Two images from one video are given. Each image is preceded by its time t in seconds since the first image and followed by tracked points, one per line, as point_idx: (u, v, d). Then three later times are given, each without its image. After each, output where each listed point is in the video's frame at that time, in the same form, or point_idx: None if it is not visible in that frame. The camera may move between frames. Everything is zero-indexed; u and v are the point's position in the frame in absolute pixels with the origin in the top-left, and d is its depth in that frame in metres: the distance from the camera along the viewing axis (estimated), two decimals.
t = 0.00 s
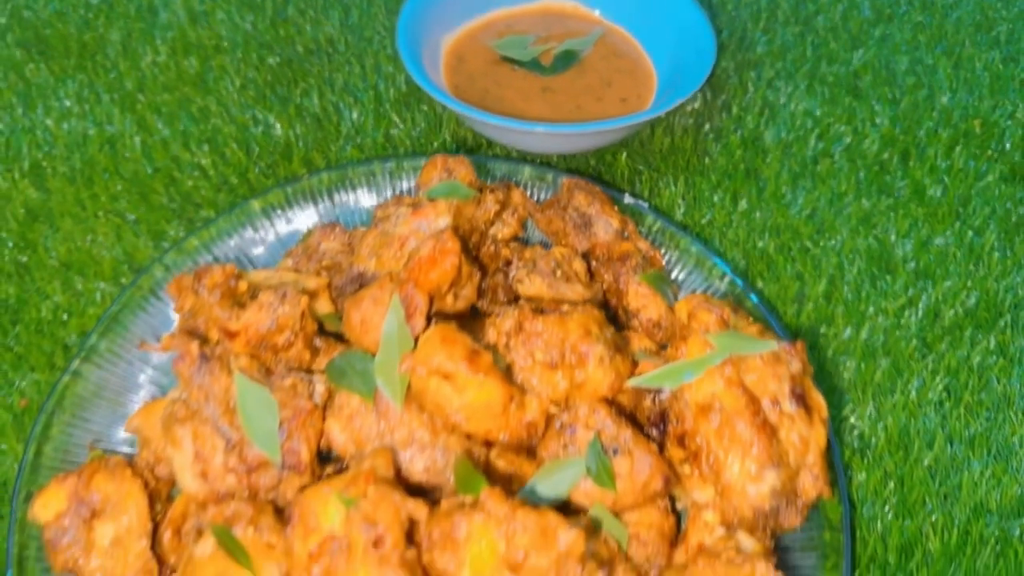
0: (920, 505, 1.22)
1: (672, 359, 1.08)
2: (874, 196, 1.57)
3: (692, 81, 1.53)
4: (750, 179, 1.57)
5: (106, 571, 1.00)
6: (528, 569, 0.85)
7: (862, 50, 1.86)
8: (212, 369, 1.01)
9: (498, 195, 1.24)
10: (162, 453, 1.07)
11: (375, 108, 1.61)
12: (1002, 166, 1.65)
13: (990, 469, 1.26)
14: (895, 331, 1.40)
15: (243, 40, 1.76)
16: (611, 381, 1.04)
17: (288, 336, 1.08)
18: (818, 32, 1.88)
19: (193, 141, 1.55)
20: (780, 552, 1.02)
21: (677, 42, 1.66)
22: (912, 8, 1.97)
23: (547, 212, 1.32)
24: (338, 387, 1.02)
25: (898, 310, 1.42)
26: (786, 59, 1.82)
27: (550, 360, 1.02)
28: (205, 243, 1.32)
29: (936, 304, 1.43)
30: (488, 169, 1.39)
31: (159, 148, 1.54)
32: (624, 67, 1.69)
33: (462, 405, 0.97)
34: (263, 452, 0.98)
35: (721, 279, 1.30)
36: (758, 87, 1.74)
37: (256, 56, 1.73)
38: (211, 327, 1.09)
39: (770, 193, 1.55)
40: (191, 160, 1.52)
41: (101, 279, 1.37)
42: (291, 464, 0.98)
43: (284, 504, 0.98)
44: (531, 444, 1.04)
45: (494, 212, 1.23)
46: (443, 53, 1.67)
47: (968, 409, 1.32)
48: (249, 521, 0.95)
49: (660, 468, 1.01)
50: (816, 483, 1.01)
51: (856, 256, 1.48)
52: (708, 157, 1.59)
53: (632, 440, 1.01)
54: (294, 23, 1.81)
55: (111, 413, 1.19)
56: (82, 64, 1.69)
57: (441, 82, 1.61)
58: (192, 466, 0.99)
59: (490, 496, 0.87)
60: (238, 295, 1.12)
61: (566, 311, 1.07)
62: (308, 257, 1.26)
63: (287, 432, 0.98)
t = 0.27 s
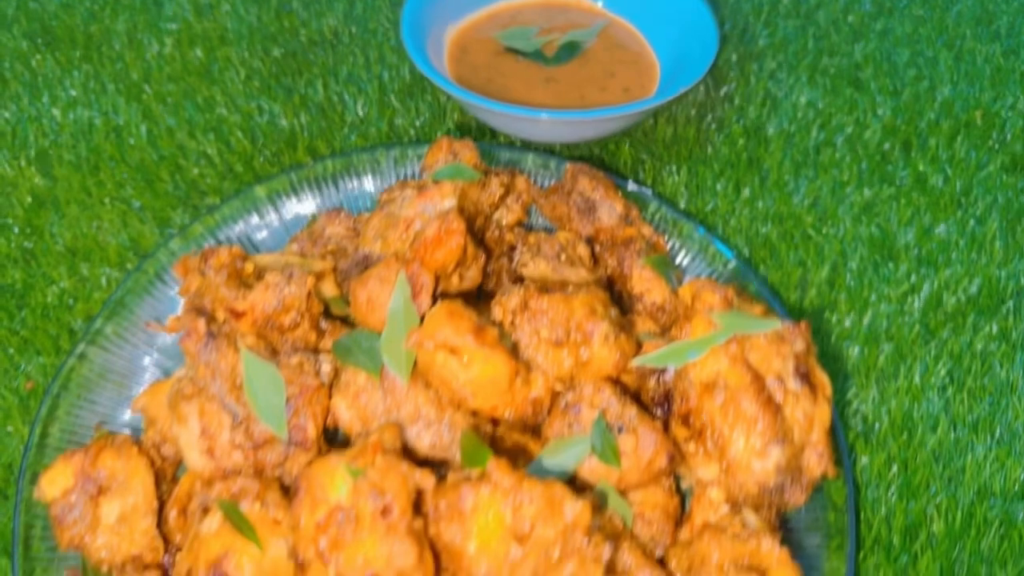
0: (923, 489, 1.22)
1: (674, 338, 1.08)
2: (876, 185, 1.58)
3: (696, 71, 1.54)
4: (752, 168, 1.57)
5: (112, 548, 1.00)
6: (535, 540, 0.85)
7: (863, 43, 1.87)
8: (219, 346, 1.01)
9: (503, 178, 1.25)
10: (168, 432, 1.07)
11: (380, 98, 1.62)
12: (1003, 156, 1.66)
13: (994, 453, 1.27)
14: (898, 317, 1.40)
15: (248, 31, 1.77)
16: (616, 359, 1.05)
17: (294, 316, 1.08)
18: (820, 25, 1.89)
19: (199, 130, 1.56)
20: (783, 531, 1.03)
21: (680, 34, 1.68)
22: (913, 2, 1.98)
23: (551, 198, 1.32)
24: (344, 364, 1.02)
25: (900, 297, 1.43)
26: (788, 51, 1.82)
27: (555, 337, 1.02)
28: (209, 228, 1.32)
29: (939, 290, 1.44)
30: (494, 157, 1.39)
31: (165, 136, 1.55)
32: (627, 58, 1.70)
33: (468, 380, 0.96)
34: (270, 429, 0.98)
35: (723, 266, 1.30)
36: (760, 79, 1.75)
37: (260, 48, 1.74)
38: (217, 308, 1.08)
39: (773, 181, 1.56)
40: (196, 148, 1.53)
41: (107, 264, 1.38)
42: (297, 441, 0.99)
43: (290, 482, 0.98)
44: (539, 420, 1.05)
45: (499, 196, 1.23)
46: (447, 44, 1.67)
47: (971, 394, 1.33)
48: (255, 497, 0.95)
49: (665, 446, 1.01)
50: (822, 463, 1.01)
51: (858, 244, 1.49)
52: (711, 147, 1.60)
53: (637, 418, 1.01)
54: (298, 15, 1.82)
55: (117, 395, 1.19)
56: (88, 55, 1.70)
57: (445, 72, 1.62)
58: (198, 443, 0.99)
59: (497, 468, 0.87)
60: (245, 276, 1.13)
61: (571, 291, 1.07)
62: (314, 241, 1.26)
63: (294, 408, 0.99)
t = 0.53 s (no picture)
0: (928, 468, 1.22)
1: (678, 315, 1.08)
2: (878, 171, 1.58)
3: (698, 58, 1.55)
4: (755, 153, 1.57)
5: (117, 523, 1.00)
6: (542, 507, 0.86)
7: (863, 32, 1.87)
8: (224, 320, 1.01)
9: (507, 158, 1.24)
10: (172, 409, 1.07)
11: (382, 86, 1.62)
12: (1004, 143, 1.66)
13: (998, 433, 1.27)
14: (900, 299, 1.40)
15: (251, 20, 1.77)
16: (621, 335, 1.04)
17: (299, 294, 1.08)
18: (821, 15, 1.90)
19: (203, 116, 1.56)
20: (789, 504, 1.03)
21: (682, 22, 1.68)
22: None
23: (555, 180, 1.32)
24: (350, 339, 1.03)
25: (903, 279, 1.43)
26: (789, 40, 1.83)
27: (560, 312, 1.02)
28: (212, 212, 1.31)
29: (941, 274, 1.44)
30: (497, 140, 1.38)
31: (169, 123, 1.55)
32: (630, 46, 1.70)
33: (474, 351, 0.96)
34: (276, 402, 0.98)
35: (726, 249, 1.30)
36: (761, 67, 1.75)
37: (263, 36, 1.74)
38: (222, 284, 1.09)
39: (776, 167, 1.56)
40: (200, 134, 1.53)
41: (111, 248, 1.38)
42: (303, 415, 0.99)
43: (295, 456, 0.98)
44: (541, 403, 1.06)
45: (503, 177, 1.23)
46: (450, 32, 1.68)
47: (975, 375, 1.33)
48: (260, 470, 0.95)
49: (670, 420, 1.01)
50: (827, 438, 1.01)
51: (861, 229, 1.49)
52: (714, 133, 1.60)
53: (641, 393, 1.01)
54: (301, 5, 1.83)
55: (121, 375, 1.19)
56: (92, 44, 1.71)
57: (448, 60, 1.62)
58: (204, 417, 0.99)
59: (504, 436, 0.87)
60: (249, 254, 1.13)
61: (576, 267, 1.07)
62: (318, 223, 1.27)
63: (300, 382, 0.99)
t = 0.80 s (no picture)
0: (935, 445, 1.21)
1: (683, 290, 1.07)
2: (880, 154, 1.58)
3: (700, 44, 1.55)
4: (758, 137, 1.57)
5: (122, 496, 0.99)
6: (549, 473, 0.86)
7: (865, 19, 1.87)
8: (229, 292, 1.00)
9: (510, 136, 1.22)
10: (176, 384, 1.07)
11: (385, 71, 1.63)
12: (1006, 127, 1.66)
13: (1004, 411, 1.26)
14: (905, 279, 1.40)
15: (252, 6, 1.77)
16: (627, 308, 1.04)
17: (303, 269, 1.08)
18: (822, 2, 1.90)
19: (206, 101, 1.57)
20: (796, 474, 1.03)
21: (685, 7, 1.68)
22: None
23: (559, 160, 1.32)
24: (356, 311, 1.03)
25: (907, 260, 1.43)
26: (791, 27, 1.83)
27: (566, 284, 1.02)
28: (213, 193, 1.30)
29: (945, 255, 1.44)
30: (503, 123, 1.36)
31: (172, 107, 1.55)
32: (632, 31, 1.70)
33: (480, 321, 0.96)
34: (283, 374, 0.98)
35: (731, 228, 1.28)
36: (764, 54, 1.75)
37: (265, 23, 1.74)
38: (226, 259, 1.09)
39: (779, 150, 1.56)
40: (203, 118, 1.53)
41: (114, 230, 1.38)
42: (308, 387, 0.99)
43: (302, 428, 0.99)
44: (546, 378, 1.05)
45: (508, 154, 1.21)
46: (453, 17, 1.68)
47: (980, 354, 1.33)
48: (265, 441, 0.94)
49: (675, 392, 1.01)
50: (834, 408, 1.01)
51: (864, 211, 1.49)
52: (717, 117, 1.60)
53: (647, 364, 1.01)
54: None
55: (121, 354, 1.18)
56: (94, 30, 1.70)
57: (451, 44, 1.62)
58: (208, 389, 0.98)
59: (512, 402, 0.88)
60: (253, 231, 1.13)
61: (581, 241, 1.07)
62: (321, 203, 1.27)
63: (305, 353, 0.98)
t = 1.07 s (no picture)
0: (946, 406, 1.21)
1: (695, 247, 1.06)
2: (886, 126, 1.59)
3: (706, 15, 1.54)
4: (764, 110, 1.58)
5: (132, 454, 0.99)
6: (563, 418, 0.86)
7: None
8: (240, 248, 1.00)
9: (518, 101, 1.21)
10: (185, 344, 1.06)
11: (388, 46, 1.61)
12: (1010, 100, 1.66)
13: (1015, 374, 1.26)
14: (911, 247, 1.41)
15: None
16: (638, 264, 1.04)
17: (313, 230, 1.07)
18: None
19: (211, 75, 1.56)
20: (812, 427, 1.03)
21: None
22: None
23: (567, 127, 1.30)
24: (369, 268, 1.02)
25: (914, 228, 1.43)
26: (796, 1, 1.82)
27: (577, 240, 1.01)
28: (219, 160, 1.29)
29: (953, 223, 1.44)
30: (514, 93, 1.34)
31: (177, 82, 1.55)
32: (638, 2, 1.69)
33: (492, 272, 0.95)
34: (295, 329, 0.97)
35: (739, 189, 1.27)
36: (767, 30, 1.73)
37: None
38: (236, 219, 1.08)
39: (786, 123, 1.56)
40: (209, 92, 1.53)
41: (121, 201, 1.37)
42: (320, 342, 0.98)
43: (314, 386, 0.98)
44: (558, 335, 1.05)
45: (517, 118, 1.21)
46: None
47: (990, 318, 1.33)
48: (277, 395, 0.94)
49: (687, 347, 1.01)
50: (847, 362, 1.00)
51: (870, 181, 1.49)
52: (722, 90, 1.60)
53: (659, 320, 1.01)
54: None
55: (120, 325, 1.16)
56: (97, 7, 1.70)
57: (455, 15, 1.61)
58: (218, 345, 0.98)
59: (525, 348, 0.87)
60: (262, 193, 1.13)
61: (592, 199, 1.06)
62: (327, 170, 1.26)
63: (316, 308, 0.97)
